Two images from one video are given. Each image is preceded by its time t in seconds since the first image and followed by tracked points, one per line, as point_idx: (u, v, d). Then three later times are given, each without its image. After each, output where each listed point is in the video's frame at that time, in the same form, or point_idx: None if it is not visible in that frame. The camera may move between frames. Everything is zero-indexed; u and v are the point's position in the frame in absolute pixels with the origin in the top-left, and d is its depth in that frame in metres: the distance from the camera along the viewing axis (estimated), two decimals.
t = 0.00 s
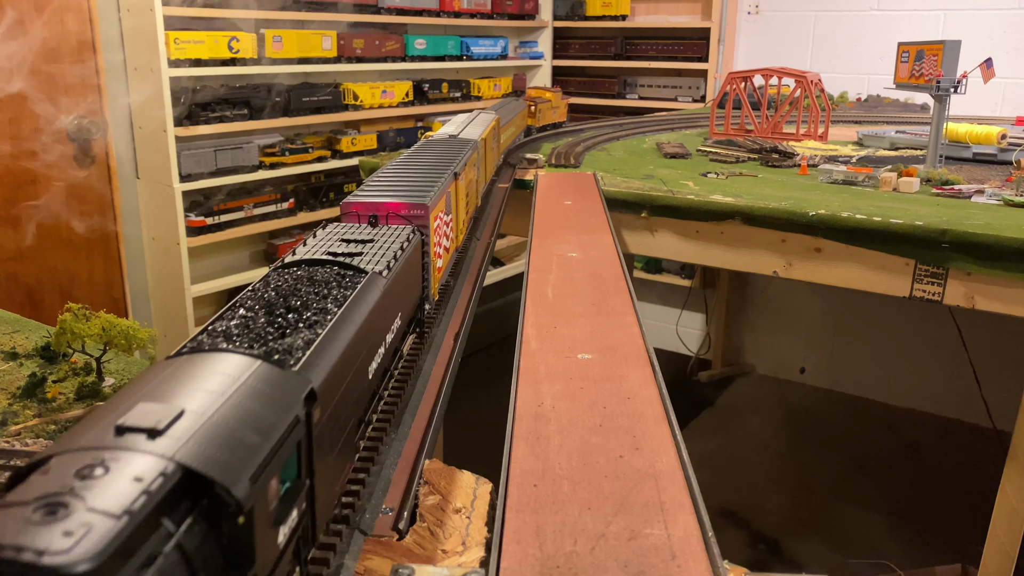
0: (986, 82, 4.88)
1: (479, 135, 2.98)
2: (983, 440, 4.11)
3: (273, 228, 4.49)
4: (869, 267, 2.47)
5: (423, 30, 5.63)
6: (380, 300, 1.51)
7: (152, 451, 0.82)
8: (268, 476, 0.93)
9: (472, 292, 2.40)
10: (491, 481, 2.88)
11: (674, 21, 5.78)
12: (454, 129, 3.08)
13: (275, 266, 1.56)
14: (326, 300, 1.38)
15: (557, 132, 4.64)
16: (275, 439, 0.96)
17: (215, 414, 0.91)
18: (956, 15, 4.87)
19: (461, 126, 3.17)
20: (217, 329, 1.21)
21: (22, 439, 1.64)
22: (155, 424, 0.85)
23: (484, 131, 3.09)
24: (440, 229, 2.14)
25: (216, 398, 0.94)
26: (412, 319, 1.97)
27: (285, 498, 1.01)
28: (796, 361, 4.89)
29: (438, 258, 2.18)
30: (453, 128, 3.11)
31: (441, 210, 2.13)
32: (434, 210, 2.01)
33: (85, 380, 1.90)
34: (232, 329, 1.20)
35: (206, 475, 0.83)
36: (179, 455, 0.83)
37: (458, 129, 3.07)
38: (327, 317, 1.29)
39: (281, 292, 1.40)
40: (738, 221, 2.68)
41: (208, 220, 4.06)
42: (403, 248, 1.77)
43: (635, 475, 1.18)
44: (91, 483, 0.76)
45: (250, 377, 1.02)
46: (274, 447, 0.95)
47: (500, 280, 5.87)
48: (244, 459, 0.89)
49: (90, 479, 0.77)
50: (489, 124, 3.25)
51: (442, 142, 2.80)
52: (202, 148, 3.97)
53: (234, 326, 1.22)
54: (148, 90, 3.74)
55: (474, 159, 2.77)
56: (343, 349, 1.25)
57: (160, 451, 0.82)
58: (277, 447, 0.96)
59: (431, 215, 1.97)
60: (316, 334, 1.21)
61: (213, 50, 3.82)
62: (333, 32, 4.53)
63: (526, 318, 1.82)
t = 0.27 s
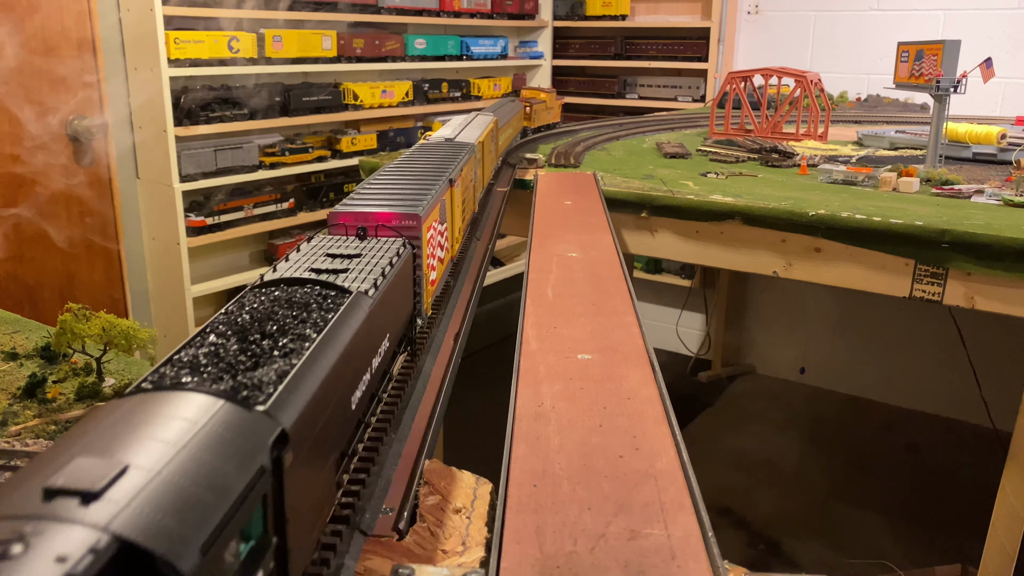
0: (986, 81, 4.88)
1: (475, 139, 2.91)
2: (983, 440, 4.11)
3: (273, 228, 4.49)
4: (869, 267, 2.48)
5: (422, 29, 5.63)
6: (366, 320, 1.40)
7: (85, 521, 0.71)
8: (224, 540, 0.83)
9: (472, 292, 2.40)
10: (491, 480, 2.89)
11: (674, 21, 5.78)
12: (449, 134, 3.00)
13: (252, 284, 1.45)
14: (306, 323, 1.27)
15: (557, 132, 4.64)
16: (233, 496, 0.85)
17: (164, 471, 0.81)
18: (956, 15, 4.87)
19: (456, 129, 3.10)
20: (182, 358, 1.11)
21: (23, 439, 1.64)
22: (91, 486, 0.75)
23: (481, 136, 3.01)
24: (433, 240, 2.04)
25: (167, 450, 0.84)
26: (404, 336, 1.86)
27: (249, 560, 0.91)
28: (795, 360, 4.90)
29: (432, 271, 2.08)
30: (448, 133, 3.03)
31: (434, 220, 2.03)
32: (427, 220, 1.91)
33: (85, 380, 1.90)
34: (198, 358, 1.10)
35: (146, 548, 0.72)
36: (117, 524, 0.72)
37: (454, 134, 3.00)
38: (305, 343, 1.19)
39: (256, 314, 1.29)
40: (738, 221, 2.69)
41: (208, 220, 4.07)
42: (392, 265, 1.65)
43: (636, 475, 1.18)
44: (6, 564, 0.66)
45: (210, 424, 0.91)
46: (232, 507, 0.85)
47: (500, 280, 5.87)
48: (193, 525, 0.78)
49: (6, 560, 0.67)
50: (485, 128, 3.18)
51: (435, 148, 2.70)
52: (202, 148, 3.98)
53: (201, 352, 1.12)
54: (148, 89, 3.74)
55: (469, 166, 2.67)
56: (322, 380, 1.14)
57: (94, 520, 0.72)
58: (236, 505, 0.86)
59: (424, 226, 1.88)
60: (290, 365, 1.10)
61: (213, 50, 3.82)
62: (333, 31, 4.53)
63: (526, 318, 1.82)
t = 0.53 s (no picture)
0: (986, 82, 4.88)
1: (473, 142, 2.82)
2: (984, 440, 4.10)
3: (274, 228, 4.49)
4: (870, 267, 2.47)
5: (423, 30, 5.63)
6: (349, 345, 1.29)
7: None
8: None
9: (472, 293, 2.40)
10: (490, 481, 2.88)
11: (674, 21, 5.78)
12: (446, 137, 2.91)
13: (226, 308, 1.35)
14: (280, 352, 1.16)
15: (557, 132, 4.64)
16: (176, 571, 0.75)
17: (94, 543, 0.71)
18: (956, 15, 4.86)
19: (453, 132, 3.02)
20: (140, 396, 1.01)
21: (22, 439, 1.64)
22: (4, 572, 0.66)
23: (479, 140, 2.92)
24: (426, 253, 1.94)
25: (100, 519, 0.74)
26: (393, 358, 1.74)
27: None
28: (795, 360, 4.89)
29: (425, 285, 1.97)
30: (444, 137, 2.93)
31: (427, 231, 1.92)
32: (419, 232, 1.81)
33: (85, 380, 1.90)
34: (156, 398, 1.00)
35: None
36: None
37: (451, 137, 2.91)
38: (276, 377, 1.08)
39: (226, 344, 1.19)
40: (738, 221, 2.68)
41: (208, 220, 4.07)
42: (380, 282, 1.54)
43: (635, 475, 1.18)
44: None
45: (156, 481, 0.81)
46: None
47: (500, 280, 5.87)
48: None
49: None
50: (482, 131, 3.09)
51: (429, 154, 2.60)
52: (202, 148, 3.98)
53: (163, 391, 1.02)
54: (147, 89, 3.74)
55: (465, 173, 2.57)
56: (296, 417, 1.04)
57: None
58: None
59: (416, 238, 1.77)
60: (257, 403, 1.00)
61: (213, 50, 3.82)
62: (333, 32, 4.53)
63: (526, 318, 1.82)
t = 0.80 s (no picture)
0: (986, 82, 4.88)
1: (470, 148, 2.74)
2: (984, 440, 4.10)
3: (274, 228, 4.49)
4: (869, 267, 2.47)
5: (423, 30, 5.63)
6: (331, 379, 1.17)
7: None
8: None
9: (471, 293, 2.40)
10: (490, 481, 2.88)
11: (674, 21, 5.79)
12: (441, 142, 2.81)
13: (198, 334, 1.23)
14: (252, 389, 1.05)
15: (557, 132, 4.64)
16: None
17: None
18: (955, 15, 4.87)
19: (449, 136, 2.93)
20: (90, 442, 0.90)
21: (22, 439, 1.64)
22: None
23: (475, 146, 2.83)
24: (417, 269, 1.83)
25: None
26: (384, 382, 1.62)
27: None
28: (795, 360, 4.89)
29: (416, 303, 1.86)
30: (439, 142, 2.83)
31: (418, 246, 1.81)
32: (409, 248, 1.70)
33: (85, 380, 1.89)
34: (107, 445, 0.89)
35: None
36: None
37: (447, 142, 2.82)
38: (246, 419, 0.97)
39: (194, 377, 1.07)
40: (738, 221, 2.69)
41: (209, 220, 4.07)
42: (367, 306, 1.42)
43: (635, 475, 1.18)
44: None
45: (85, 564, 0.68)
46: None
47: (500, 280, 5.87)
48: None
49: None
50: (480, 135, 3.00)
51: (422, 161, 2.48)
52: (202, 148, 3.98)
53: (118, 434, 0.91)
54: (147, 88, 3.74)
55: (460, 181, 2.46)
56: (265, 466, 0.92)
57: None
58: None
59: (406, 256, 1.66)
60: (221, 452, 0.89)
61: (213, 50, 3.82)
62: (333, 32, 4.53)
63: (526, 318, 1.82)
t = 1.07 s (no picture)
0: (986, 81, 4.88)
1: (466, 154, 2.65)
2: (984, 440, 4.10)
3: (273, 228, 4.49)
4: (870, 267, 2.47)
5: (423, 29, 5.63)
6: (307, 419, 1.07)
7: None
8: None
9: (472, 293, 2.40)
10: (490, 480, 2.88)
11: (674, 21, 5.79)
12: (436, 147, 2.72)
13: (163, 367, 1.13)
14: (214, 438, 0.95)
15: (556, 132, 4.64)
16: None
17: None
18: (955, 15, 4.86)
19: (443, 141, 2.84)
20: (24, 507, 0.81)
21: (22, 439, 1.64)
22: None
23: (471, 151, 2.74)
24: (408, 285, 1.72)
25: None
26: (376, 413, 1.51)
27: None
28: (795, 360, 4.89)
29: (406, 321, 1.75)
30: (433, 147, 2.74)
31: (409, 260, 1.71)
32: (399, 263, 1.59)
33: (85, 380, 1.89)
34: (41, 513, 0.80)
35: None
36: None
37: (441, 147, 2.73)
38: (201, 475, 0.87)
39: (150, 423, 0.98)
40: (738, 221, 2.68)
41: (209, 220, 4.08)
42: (350, 331, 1.31)
43: (635, 475, 1.18)
44: None
45: None
46: None
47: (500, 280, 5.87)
48: None
49: None
50: (476, 140, 2.92)
51: (414, 168, 2.37)
52: (202, 148, 3.98)
53: (59, 496, 0.83)
54: (147, 88, 3.74)
55: (455, 189, 2.35)
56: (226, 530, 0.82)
57: None
58: None
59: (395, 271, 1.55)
60: (167, 521, 0.79)
61: (213, 50, 3.82)
62: (333, 31, 4.53)
63: (526, 318, 1.82)
